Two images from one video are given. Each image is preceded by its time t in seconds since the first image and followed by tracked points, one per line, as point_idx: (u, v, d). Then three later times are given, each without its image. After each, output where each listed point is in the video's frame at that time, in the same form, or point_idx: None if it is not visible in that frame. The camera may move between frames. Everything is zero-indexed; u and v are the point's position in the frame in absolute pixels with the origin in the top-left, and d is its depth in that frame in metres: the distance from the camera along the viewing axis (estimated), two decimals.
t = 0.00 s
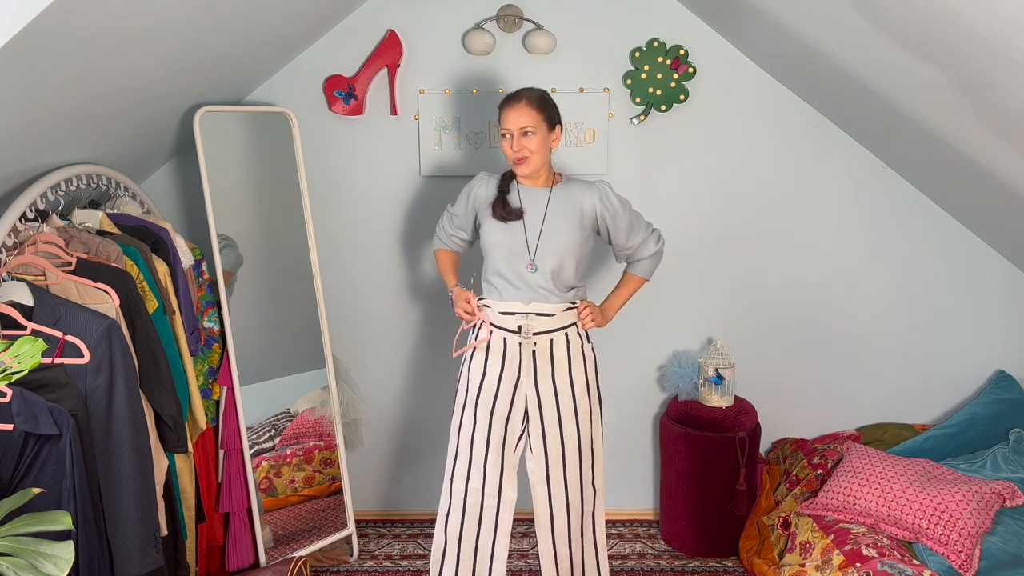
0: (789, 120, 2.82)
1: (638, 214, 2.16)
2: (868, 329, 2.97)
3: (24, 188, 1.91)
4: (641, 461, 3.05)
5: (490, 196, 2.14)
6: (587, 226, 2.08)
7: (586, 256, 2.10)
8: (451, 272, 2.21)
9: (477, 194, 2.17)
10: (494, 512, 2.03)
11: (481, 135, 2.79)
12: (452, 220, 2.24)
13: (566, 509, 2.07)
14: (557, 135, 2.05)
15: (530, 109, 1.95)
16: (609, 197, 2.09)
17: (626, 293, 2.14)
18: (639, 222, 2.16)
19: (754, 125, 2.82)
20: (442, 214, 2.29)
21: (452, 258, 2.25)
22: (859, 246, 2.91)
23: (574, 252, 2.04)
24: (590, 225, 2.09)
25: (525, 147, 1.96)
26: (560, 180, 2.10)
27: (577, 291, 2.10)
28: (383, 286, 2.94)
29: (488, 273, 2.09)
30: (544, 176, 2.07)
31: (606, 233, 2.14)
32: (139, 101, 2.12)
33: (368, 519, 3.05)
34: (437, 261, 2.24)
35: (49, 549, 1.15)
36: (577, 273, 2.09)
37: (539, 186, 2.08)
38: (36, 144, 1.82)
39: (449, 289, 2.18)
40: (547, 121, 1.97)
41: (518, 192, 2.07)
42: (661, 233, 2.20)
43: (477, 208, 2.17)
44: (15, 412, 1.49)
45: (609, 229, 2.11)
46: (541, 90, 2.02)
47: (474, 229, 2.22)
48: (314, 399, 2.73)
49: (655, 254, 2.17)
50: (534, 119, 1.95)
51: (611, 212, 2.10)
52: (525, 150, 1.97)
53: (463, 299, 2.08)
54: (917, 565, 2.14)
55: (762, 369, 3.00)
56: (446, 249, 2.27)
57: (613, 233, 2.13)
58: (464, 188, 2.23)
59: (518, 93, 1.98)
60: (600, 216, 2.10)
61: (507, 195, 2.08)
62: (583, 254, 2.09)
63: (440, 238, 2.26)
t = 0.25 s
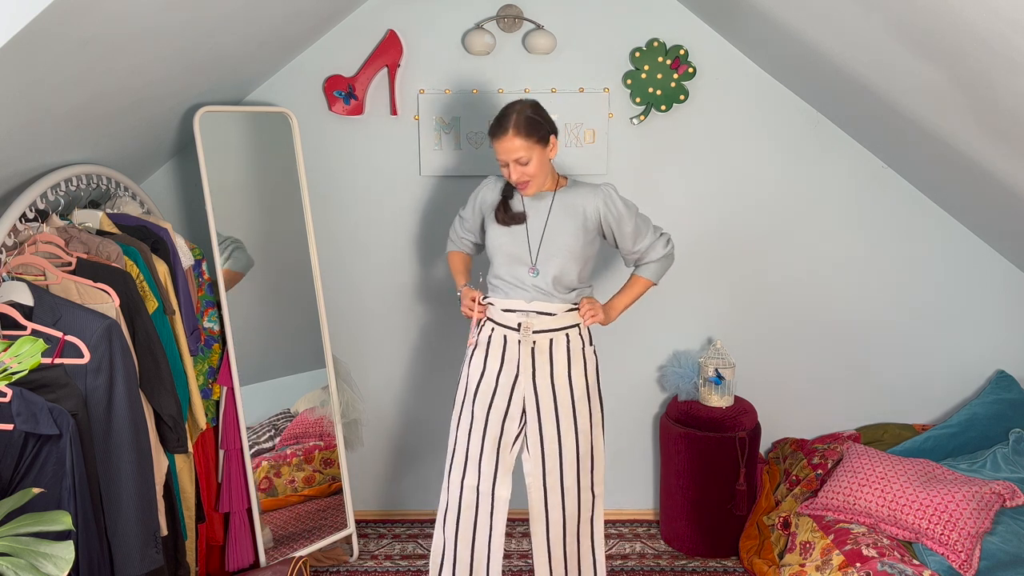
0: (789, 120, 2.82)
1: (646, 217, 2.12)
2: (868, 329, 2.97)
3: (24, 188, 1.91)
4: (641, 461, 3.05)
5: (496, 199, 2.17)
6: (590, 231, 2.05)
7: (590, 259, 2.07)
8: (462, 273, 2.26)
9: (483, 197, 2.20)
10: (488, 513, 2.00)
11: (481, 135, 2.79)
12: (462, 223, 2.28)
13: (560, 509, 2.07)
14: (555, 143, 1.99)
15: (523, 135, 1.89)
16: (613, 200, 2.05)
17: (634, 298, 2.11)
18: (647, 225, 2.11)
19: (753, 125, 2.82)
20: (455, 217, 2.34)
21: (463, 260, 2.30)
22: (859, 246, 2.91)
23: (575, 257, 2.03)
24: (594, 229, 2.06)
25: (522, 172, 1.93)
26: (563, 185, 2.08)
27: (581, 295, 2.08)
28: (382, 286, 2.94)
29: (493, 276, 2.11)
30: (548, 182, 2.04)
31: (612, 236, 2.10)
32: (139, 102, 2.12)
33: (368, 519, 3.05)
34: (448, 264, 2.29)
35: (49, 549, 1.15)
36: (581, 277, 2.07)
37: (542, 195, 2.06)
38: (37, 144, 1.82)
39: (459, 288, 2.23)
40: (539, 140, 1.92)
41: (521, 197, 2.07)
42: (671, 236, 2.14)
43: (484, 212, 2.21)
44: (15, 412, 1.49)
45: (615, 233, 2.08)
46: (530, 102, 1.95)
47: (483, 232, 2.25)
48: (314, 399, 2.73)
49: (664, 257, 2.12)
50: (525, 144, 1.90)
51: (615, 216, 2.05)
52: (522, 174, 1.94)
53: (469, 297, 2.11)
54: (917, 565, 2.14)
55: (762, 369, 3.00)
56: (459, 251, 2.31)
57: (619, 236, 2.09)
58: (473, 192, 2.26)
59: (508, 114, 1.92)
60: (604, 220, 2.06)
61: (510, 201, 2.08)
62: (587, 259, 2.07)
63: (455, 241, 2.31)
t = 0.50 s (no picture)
0: (789, 120, 2.82)
1: (650, 216, 2.08)
2: (867, 329, 2.97)
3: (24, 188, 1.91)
4: (641, 461, 3.05)
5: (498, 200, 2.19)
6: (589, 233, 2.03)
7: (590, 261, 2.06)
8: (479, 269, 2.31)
9: (487, 199, 2.22)
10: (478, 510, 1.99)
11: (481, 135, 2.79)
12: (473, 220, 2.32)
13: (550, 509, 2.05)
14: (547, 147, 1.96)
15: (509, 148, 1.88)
16: (612, 202, 2.01)
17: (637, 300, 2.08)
18: (650, 225, 2.07)
19: (753, 125, 2.82)
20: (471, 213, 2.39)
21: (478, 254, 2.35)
22: (859, 246, 2.91)
23: (573, 261, 2.02)
24: (593, 231, 2.04)
25: (512, 182, 1.94)
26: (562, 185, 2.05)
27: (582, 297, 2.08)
28: (382, 286, 2.94)
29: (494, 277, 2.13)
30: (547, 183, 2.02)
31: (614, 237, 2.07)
32: (139, 102, 2.12)
33: (368, 519, 3.06)
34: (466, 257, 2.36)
35: (49, 549, 1.15)
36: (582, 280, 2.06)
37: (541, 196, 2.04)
38: (37, 144, 1.82)
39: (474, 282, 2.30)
40: (527, 150, 1.90)
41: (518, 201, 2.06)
42: (677, 234, 2.09)
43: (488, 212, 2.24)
44: (15, 412, 1.49)
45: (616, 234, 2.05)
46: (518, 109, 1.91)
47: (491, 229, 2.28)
48: (314, 399, 2.73)
49: (669, 257, 2.08)
50: (510, 157, 1.89)
51: (614, 219, 2.02)
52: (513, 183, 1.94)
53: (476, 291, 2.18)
54: (917, 565, 2.14)
55: (762, 369, 3.00)
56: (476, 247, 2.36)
57: (620, 237, 2.06)
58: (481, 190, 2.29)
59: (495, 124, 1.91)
60: (604, 223, 2.03)
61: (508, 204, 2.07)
62: (587, 261, 2.05)
63: (470, 240, 2.36)
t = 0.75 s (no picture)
0: (789, 120, 2.82)
1: (638, 223, 2.01)
2: (867, 329, 2.97)
3: (25, 188, 1.91)
4: (641, 461, 3.06)
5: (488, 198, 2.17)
6: (573, 237, 1.98)
7: (572, 266, 2.01)
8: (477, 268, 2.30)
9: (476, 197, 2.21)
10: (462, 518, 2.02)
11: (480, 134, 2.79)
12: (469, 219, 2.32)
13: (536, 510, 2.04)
14: (528, 144, 1.91)
15: (484, 142, 1.86)
16: (597, 205, 1.96)
17: (621, 309, 2.01)
18: (637, 232, 2.00)
19: (753, 125, 2.82)
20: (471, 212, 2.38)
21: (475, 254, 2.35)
22: (859, 246, 2.91)
23: (553, 264, 1.97)
24: (577, 235, 1.98)
25: (490, 176, 1.91)
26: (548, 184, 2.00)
27: (564, 302, 2.03)
28: (382, 287, 2.94)
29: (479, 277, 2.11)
30: (530, 181, 1.98)
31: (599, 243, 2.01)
32: (139, 102, 2.12)
33: (368, 519, 3.06)
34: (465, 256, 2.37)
35: (49, 549, 1.15)
36: (564, 284, 2.02)
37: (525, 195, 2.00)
38: (37, 144, 1.82)
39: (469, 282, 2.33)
40: (506, 144, 1.87)
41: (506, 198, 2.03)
42: (666, 244, 2.01)
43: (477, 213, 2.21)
44: (15, 412, 1.49)
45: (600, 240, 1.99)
46: (499, 102, 1.88)
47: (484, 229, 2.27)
48: (314, 399, 2.73)
49: (655, 266, 1.99)
50: (486, 150, 1.86)
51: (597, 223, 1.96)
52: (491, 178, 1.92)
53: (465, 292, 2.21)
54: (917, 565, 2.14)
55: (762, 369, 3.00)
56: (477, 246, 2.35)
57: (604, 243, 2.00)
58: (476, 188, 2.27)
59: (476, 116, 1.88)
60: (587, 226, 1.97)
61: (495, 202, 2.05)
62: (571, 265, 2.00)
63: (469, 237, 2.35)
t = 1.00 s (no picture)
0: (789, 120, 2.82)
1: (609, 227, 1.86)
2: (868, 329, 2.97)
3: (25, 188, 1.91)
4: (641, 461, 3.06)
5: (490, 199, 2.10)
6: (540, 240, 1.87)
7: (540, 271, 1.89)
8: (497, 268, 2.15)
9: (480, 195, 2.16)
10: (425, 511, 2.10)
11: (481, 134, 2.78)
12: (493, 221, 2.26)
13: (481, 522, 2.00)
14: (496, 138, 1.84)
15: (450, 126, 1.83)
16: (564, 206, 1.84)
17: (589, 319, 1.88)
18: (608, 237, 1.85)
19: (753, 125, 2.82)
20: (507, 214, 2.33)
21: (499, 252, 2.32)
22: (859, 246, 2.91)
23: (516, 269, 1.87)
24: (543, 238, 1.87)
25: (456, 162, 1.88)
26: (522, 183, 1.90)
27: (532, 310, 1.91)
28: (382, 286, 2.94)
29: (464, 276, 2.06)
30: (500, 178, 1.90)
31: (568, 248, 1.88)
32: (139, 102, 2.12)
33: (368, 519, 3.06)
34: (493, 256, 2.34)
35: (49, 549, 1.15)
36: (532, 291, 1.90)
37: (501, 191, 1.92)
38: (37, 143, 1.82)
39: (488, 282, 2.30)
40: (472, 133, 1.82)
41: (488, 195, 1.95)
42: (639, 251, 1.85)
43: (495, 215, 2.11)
44: (15, 412, 1.49)
45: (567, 244, 1.86)
46: (479, 89, 1.83)
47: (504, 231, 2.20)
48: (314, 399, 2.73)
49: (626, 274, 1.85)
50: (452, 134, 1.84)
51: (562, 227, 1.84)
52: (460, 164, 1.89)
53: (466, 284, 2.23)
54: (917, 565, 2.14)
55: (762, 369, 3.00)
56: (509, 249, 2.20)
57: (572, 250, 1.87)
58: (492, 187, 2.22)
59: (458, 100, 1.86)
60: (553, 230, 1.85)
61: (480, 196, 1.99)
62: (539, 270, 1.89)
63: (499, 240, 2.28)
